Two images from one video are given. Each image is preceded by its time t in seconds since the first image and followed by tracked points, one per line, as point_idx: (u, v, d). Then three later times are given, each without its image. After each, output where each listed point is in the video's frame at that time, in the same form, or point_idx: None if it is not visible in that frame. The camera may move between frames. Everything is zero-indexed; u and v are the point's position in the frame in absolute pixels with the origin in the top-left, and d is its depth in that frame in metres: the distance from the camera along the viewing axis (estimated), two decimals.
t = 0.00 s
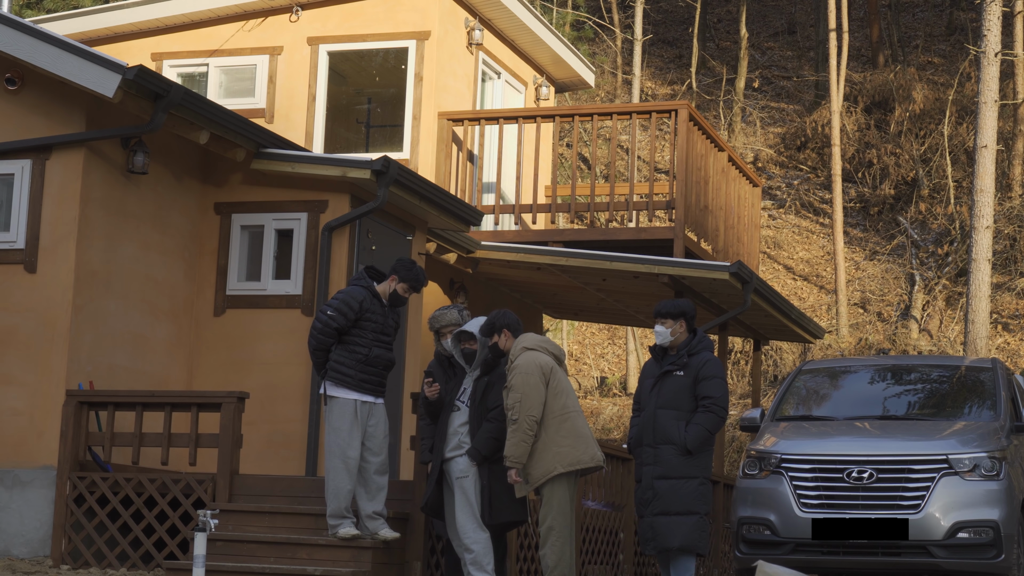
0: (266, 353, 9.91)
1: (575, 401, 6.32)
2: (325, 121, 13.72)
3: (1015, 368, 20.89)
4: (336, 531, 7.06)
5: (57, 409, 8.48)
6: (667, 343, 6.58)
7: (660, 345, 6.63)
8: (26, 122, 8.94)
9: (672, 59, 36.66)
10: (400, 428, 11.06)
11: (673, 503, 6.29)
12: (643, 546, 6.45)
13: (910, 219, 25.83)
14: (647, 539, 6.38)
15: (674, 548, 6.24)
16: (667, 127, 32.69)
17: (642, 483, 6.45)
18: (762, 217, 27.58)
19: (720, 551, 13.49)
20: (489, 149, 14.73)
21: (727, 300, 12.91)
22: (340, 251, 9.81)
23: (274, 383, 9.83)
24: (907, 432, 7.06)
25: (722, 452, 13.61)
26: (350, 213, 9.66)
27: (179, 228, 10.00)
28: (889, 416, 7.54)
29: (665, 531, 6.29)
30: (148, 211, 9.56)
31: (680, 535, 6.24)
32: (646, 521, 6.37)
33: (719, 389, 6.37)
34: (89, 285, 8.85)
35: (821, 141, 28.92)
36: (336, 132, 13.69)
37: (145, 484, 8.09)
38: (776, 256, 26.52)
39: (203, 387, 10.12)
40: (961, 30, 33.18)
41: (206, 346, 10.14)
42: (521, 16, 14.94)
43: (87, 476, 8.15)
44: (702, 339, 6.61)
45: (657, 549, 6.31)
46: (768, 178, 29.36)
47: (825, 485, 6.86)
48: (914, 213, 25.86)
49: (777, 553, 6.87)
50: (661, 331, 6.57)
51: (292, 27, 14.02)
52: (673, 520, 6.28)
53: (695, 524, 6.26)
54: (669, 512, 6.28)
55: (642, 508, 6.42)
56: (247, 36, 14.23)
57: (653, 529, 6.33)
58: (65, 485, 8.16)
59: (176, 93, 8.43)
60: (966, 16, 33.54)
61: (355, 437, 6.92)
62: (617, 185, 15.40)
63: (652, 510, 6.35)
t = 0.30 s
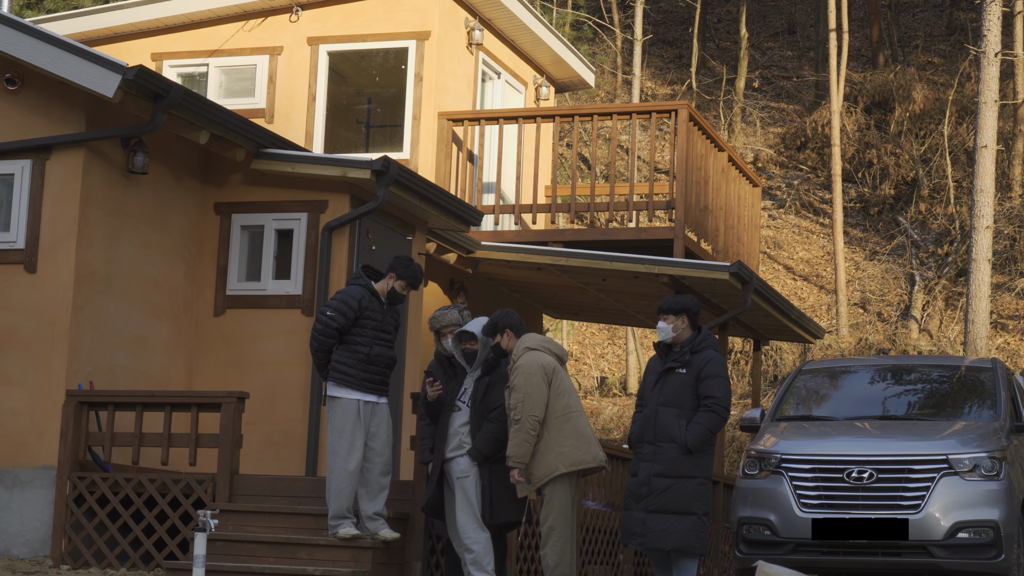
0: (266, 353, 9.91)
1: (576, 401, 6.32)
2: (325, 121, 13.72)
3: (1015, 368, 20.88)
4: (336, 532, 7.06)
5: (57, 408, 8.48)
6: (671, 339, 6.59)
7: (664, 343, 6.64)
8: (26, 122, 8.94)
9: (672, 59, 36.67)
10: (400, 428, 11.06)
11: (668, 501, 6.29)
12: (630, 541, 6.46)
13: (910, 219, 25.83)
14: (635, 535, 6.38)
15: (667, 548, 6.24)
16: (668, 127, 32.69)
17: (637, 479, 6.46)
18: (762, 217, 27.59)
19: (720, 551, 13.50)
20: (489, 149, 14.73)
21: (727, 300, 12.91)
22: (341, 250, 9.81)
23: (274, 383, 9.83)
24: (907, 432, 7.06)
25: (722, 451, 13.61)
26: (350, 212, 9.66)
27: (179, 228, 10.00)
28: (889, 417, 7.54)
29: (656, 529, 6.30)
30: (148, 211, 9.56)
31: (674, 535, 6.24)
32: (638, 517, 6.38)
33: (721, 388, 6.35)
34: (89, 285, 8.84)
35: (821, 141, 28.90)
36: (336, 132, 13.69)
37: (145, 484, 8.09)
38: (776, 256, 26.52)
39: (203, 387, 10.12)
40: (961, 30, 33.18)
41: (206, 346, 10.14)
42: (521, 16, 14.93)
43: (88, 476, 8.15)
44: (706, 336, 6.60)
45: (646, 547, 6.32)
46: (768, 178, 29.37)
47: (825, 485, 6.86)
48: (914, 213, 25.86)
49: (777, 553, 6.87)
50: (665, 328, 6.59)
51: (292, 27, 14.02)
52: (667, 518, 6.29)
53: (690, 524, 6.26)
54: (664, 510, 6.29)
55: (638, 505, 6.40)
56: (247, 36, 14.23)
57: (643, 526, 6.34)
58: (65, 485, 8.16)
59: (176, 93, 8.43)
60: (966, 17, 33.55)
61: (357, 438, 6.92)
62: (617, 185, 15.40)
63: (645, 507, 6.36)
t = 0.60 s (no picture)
0: (267, 353, 9.90)
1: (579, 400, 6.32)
2: (325, 121, 13.73)
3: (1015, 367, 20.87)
4: (336, 531, 7.05)
5: (57, 409, 8.49)
6: (670, 338, 6.58)
7: (663, 341, 6.62)
8: (26, 122, 8.94)
9: (672, 59, 36.68)
10: (400, 428, 11.06)
11: (667, 501, 6.30)
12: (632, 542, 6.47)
13: (910, 219, 25.83)
14: (636, 536, 6.40)
15: (667, 549, 6.25)
16: (668, 127, 32.69)
17: (636, 478, 6.46)
18: (762, 217, 27.59)
19: (720, 551, 13.51)
20: (489, 149, 14.73)
21: (727, 300, 12.90)
22: (339, 250, 9.82)
23: (274, 383, 9.83)
24: (907, 432, 7.06)
25: (722, 451, 13.62)
26: (350, 212, 9.66)
27: (179, 228, 10.00)
28: (888, 417, 7.54)
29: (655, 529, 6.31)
30: (148, 211, 9.56)
31: (674, 536, 6.25)
32: (637, 518, 6.38)
33: (716, 390, 6.33)
34: (89, 285, 8.85)
35: (821, 141, 28.89)
36: (336, 132, 13.69)
37: (145, 484, 8.09)
38: (776, 256, 26.53)
39: (203, 387, 10.12)
40: (961, 30, 33.18)
41: (206, 346, 10.14)
42: (521, 16, 14.94)
43: (88, 476, 8.15)
44: (705, 334, 6.57)
45: (646, 548, 6.33)
46: (768, 178, 29.37)
47: (825, 485, 6.86)
48: (914, 213, 25.86)
49: (777, 553, 6.87)
50: (664, 327, 6.58)
51: (292, 27, 14.02)
52: (666, 518, 6.29)
53: (689, 524, 6.27)
54: (663, 510, 6.30)
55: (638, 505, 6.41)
56: (247, 36, 14.24)
57: (643, 526, 6.34)
58: (65, 485, 8.15)
59: (176, 93, 8.43)
60: (966, 17, 33.53)
61: (358, 438, 6.92)
62: (616, 185, 15.40)
63: (644, 507, 6.36)
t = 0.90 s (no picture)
0: (267, 353, 9.90)
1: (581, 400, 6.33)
2: (325, 121, 13.73)
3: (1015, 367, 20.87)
4: (336, 532, 7.05)
5: (57, 408, 8.49)
6: (668, 338, 6.58)
7: (662, 341, 6.62)
8: (26, 122, 8.94)
9: (672, 59, 36.68)
10: (400, 428, 11.06)
11: (661, 502, 6.31)
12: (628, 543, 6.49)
13: (910, 219, 25.83)
14: (631, 536, 6.42)
15: (661, 551, 6.27)
16: (668, 127, 32.69)
17: (633, 479, 6.48)
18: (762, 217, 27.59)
19: (720, 552, 13.52)
20: (489, 149, 14.73)
21: (727, 300, 12.90)
22: (338, 251, 9.83)
23: (274, 383, 9.82)
24: (907, 431, 7.07)
25: (722, 451, 13.62)
26: (350, 213, 9.66)
27: (179, 228, 10.00)
28: (888, 416, 7.54)
29: (649, 530, 6.33)
30: (148, 211, 9.56)
31: (669, 537, 6.27)
32: (633, 518, 6.41)
33: (711, 390, 6.30)
34: (89, 285, 8.85)
35: (821, 140, 28.89)
36: (336, 131, 13.69)
37: (145, 484, 8.09)
38: (776, 256, 26.53)
39: (203, 387, 10.12)
40: (961, 30, 33.18)
41: (206, 347, 10.14)
42: (521, 16, 14.94)
43: (88, 476, 8.15)
44: (704, 335, 6.55)
45: (640, 549, 6.36)
46: (768, 178, 29.36)
47: (825, 485, 6.86)
48: (914, 213, 25.86)
49: (777, 553, 6.87)
50: (664, 326, 6.58)
51: (292, 27, 14.03)
52: (660, 519, 6.31)
53: (685, 525, 6.28)
54: (658, 512, 6.31)
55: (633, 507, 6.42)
56: (247, 36, 14.24)
57: (638, 527, 6.37)
58: (65, 485, 8.15)
59: (176, 93, 8.42)
60: (966, 16, 33.49)
61: (358, 438, 6.92)
62: (616, 185, 15.40)
63: (640, 508, 6.38)
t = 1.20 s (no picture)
0: (267, 353, 9.90)
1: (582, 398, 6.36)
2: (325, 121, 13.73)
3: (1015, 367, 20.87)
4: (336, 532, 7.05)
5: (57, 409, 8.49)
6: (670, 336, 6.58)
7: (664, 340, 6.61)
8: (26, 123, 8.94)
9: (672, 59, 36.68)
10: (400, 428, 11.06)
11: (660, 503, 6.32)
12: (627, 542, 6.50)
13: (910, 219, 25.84)
14: (630, 536, 6.43)
15: (660, 551, 6.28)
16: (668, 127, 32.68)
17: (633, 478, 6.49)
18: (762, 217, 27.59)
19: (720, 552, 13.53)
20: (489, 149, 14.73)
21: (727, 301, 12.90)
22: (337, 251, 9.83)
23: (274, 383, 9.82)
24: (907, 432, 7.07)
25: (722, 452, 13.62)
26: (350, 213, 9.66)
27: (179, 228, 10.00)
28: (888, 417, 7.54)
29: (647, 531, 6.34)
30: (148, 211, 9.56)
31: (666, 538, 6.28)
32: (632, 518, 6.42)
33: (711, 390, 6.31)
34: (89, 285, 8.85)
35: (821, 141, 28.90)
36: (336, 132, 13.69)
37: (145, 484, 8.09)
38: (776, 256, 26.54)
39: (203, 387, 10.12)
40: (961, 30, 33.18)
41: (206, 347, 10.14)
42: (521, 16, 14.94)
43: (88, 476, 8.14)
44: (706, 335, 6.55)
45: (637, 549, 6.37)
46: (768, 178, 29.36)
47: (825, 485, 6.86)
48: (914, 213, 25.87)
49: (777, 553, 6.87)
50: (666, 324, 6.57)
51: (292, 27, 14.03)
52: (659, 520, 6.32)
53: (683, 525, 6.28)
54: (656, 512, 6.32)
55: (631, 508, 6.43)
56: (247, 36, 14.24)
57: (636, 527, 6.38)
58: (65, 485, 8.15)
59: (176, 93, 8.42)
60: (966, 16, 33.47)
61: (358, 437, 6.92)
62: (616, 185, 15.41)
63: (638, 507, 6.39)
